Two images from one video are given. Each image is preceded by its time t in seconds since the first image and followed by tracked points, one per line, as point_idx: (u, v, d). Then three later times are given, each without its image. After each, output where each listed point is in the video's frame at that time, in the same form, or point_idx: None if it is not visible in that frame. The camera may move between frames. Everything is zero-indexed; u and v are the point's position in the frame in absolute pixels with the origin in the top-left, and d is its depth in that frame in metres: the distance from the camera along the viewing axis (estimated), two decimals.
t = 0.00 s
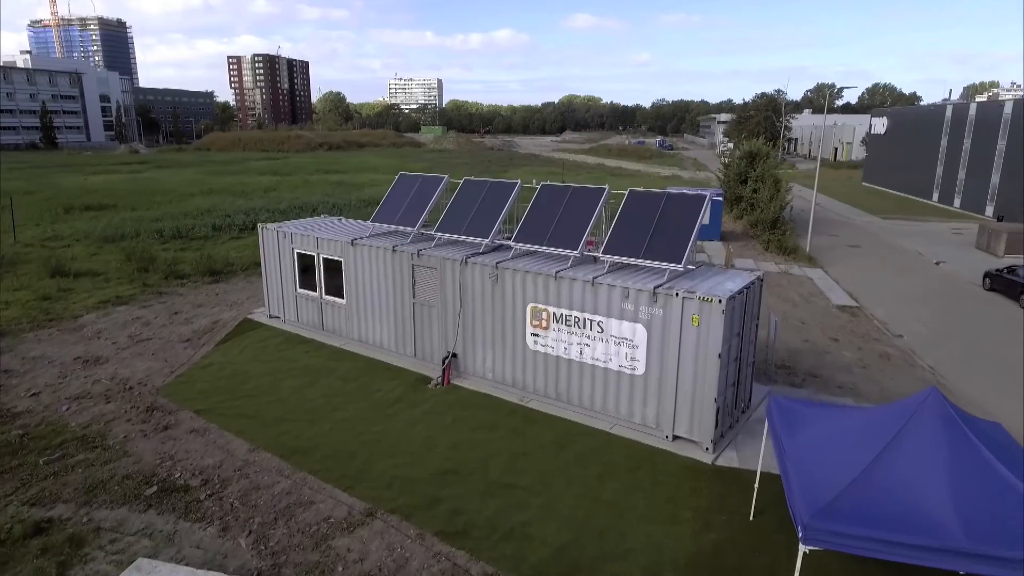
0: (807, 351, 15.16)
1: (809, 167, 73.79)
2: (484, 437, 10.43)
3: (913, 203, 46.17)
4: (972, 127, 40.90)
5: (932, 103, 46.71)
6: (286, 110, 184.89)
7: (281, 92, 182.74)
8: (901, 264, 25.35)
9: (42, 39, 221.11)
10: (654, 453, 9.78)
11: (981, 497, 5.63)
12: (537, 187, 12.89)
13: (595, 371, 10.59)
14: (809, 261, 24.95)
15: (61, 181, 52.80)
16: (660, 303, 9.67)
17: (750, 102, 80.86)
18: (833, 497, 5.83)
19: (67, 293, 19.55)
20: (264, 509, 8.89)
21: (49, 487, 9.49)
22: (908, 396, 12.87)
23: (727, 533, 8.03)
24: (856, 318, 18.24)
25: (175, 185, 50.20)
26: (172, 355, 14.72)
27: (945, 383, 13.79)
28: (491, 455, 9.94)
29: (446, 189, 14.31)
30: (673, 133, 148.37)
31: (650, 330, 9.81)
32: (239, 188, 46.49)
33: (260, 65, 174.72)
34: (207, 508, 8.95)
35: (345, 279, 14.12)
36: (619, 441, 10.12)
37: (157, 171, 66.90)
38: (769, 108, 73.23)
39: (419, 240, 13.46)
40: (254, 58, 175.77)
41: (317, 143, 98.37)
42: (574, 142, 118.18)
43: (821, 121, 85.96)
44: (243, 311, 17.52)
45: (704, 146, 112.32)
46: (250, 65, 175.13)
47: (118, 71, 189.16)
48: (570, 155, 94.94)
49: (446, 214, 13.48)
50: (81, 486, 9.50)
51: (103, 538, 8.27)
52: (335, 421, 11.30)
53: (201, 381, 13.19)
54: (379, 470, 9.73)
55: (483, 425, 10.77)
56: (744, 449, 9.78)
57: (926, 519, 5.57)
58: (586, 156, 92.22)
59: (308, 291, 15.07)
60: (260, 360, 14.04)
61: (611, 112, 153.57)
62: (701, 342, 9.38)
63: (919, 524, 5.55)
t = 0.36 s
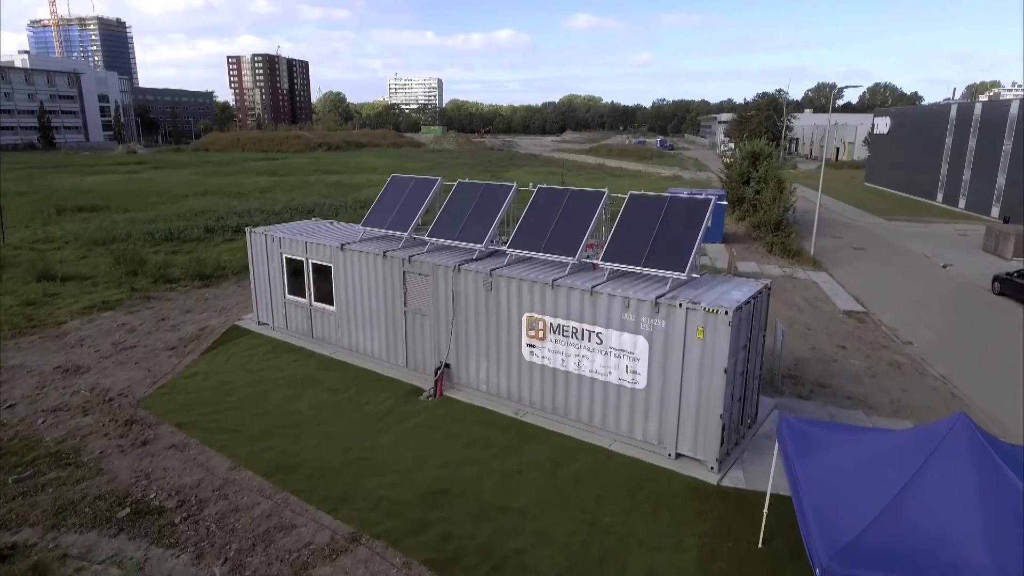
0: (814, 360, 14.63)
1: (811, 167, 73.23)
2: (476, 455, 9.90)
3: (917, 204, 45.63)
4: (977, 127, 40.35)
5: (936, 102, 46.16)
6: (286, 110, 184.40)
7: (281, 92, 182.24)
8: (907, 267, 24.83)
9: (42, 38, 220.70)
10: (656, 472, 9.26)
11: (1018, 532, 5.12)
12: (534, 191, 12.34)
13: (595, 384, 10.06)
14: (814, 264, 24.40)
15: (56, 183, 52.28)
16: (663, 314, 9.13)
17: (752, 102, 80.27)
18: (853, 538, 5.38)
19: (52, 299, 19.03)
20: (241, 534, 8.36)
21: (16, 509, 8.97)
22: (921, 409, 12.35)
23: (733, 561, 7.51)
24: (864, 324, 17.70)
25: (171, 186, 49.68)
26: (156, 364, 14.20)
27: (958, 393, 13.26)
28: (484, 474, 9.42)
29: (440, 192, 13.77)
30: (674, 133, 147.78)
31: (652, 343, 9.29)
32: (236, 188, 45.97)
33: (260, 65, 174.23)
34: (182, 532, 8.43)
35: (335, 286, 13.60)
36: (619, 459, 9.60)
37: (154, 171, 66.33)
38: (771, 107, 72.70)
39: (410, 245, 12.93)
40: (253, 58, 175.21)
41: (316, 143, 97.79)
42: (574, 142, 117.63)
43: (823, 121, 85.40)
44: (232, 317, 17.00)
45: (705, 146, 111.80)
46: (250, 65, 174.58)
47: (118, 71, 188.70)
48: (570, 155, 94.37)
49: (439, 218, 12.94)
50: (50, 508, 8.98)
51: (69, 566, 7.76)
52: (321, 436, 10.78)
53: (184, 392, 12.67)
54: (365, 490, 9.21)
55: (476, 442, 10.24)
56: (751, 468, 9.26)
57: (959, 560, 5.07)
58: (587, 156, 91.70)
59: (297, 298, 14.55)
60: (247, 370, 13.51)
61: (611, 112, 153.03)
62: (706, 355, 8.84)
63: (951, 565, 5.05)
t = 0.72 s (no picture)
0: (821, 369, 14.12)
1: (813, 167, 72.74)
2: (467, 474, 9.38)
3: (921, 205, 45.11)
4: (981, 128, 39.82)
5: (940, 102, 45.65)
6: (286, 110, 184.05)
7: (281, 92, 181.87)
8: (913, 270, 24.34)
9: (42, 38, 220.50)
10: (656, 494, 8.74)
11: None
12: (529, 194, 11.82)
13: (592, 399, 9.55)
14: (818, 268, 23.88)
15: (51, 184, 51.79)
16: (664, 326, 8.61)
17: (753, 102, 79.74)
18: None
19: (36, 304, 18.53)
20: (215, 562, 7.85)
21: None
22: (933, 422, 11.83)
23: None
24: (870, 330, 17.18)
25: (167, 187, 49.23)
26: (138, 374, 13.70)
27: (972, 404, 12.73)
28: (475, 496, 8.91)
29: (432, 196, 13.26)
30: (675, 133, 147.21)
31: (652, 356, 8.78)
32: (232, 189, 45.49)
33: (260, 65, 173.76)
34: (152, 560, 7.92)
35: (323, 293, 13.10)
36: (617, 479, 9.09)
37: (152, 172, 65.91)
38: (772, 107, 72.25)
39: (400, 251, 12.42)
40: (253, 58, 174.75)
41: (315, 143, 97.33)
42: (574, 142, 117.14)
43: (824, 121, 84.90)
44: (219, 323, 16.50)
45: (705, 146, 111.44)
46: (249, 65, 174.11)
47: (117, 71, 188.37)
48: (570, 155, 93.89)
49: (431, 223, 12.43)
50: (13, 533, 8.47)
51: None
52: (305, 454, 10.26)
53: (165, 404, 12.17)
54: (348, 513, 8.69)
55: (467, 460, 9.72)
56: (757, 490, 8.75)
57: None
58: (587, 156, 91.22)
59: (285, 305, 14.05)
60: (231, 380, 13.01)
61: (612, 112, 152.49)
62: (709, 371, 8.33)
63: None
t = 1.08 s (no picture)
0: (826, 378, 13.61)
1: (815, 168, 72.20)
2: (455, 495, 8.88)
3: (925, 206, 44.58)
4: (987, 128, 39.28)
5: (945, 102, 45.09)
6: (285, 109, 183.55)
7: (281, 92, 181.36)
8: (919, 274, 23.83)
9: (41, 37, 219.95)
10: (655, 516, 8.24)
11: None
12: (523, 198, 11.30)
13: (587, 415, 9.05)
14: (821, 271, 23.35)
15: (46, 184, 51.26)
16: (663, 339, 8.10)
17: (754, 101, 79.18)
18: None
19: (18, 309, 18.04)
20: None
21: None
22: (944, 436, 11.31)
23: None
24: (876, 337, 16.67)
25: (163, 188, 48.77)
26: (117, 384, 13.21)
27: (984, 416, 12.23)
28: (463, 519, 8.41)
29: (422, 199, 12.75)
30: (675, 133, 146.62)
31: (650, 371, 8.27)
32: (227, 190, 44.97)
33: (259, 64, 173.24)
34: None
35: (309, 300, 12.60)
36: (613, 499, 8.59)
37: (148, 172, 65.45)
38: (774, 107, 71.71)
39: (388, 258, 11.91)
40: (252, 58, 174.19)
41: (314, 143, 96.85)
42: (574, 142, 116.56)
43: (826, 120, 84.29)
44: (205, 330, 16.00)
45: (706, 146, 110.94)
46: (248, 64, 173.60)
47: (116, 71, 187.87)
48: (570, 155, 93.37)
49: (420, 227, 11.91)
50: None
51: None
52: (286, 471, 9.76)
53: (143, 417, 11.68)
54: (328, 538, 8.19)
55: (456, 479, 9.22)
56: (762, 513, 8.25)
57: None
58: (587, 156, 90.69)
59: (270, 312, 13.55)
60: (213, 391, 12.51)
61: (612, 112, 151.71)
62: (711, 388, 7.83)
63: None
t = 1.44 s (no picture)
0: (831, 388, 13.12)
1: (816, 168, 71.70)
2: (440, 517, 8.37)
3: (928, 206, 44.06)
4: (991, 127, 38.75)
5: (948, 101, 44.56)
6: (285, 109, 183.01)
7: (281, 92, 180.90)
8: (923, 276, 23.33)
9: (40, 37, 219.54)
10: (652, 541, 7.73)
11: None
12: (515, 201, 10.77)
13: (580, 432, 8.54)
14: (824, 273, 22.84)
15: (40, 185, 50.72)
16: (661, 353, 7.59)
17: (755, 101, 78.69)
18: None
19: None
20: None
21: None
22: (955, 450, 10.80)
23: None
24: (882, 343, 16.15)
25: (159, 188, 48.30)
26: (95, 394, 12.71)
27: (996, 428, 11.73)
28: (447, 543, 7.90)
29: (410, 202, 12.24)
30: (675, 132, 145.99)
31: (647, 387, 7.77)
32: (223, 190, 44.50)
33: (259, 64, 172.75)
34: None
35: (292, 307, 12.10)
36: (607, 522, 8.08)
37: (145, 172, 64.94)
38: (775, 106, 71.24)
39: (374, 263, 11.40)
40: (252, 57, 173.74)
41: (313, 142, 96.29)
42: (574, 142, 116.02)
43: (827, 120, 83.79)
44: (189, 337, 15.51)
45: (706, 146, 110.41)
46: (248, 63, 172.88)
47: (115, 70, 187.39)
48: (570, 155, 92.79)
49: (408, 232, 11.41)
50: None
51: None
52: (263, 490, 9.26)
53: (119, 431, 11.18)
54: (303, 564, 7.69)
55: (442, 499, 8.72)
56: (766, 538, 7.74)
57: None
58: (587, 156, 90.17)
59: (254, 319, 13.06)
60: (193, 402, 12.00)
61: (612, 111, 151.17)
62: (712, 406, 7.32)
63: None
